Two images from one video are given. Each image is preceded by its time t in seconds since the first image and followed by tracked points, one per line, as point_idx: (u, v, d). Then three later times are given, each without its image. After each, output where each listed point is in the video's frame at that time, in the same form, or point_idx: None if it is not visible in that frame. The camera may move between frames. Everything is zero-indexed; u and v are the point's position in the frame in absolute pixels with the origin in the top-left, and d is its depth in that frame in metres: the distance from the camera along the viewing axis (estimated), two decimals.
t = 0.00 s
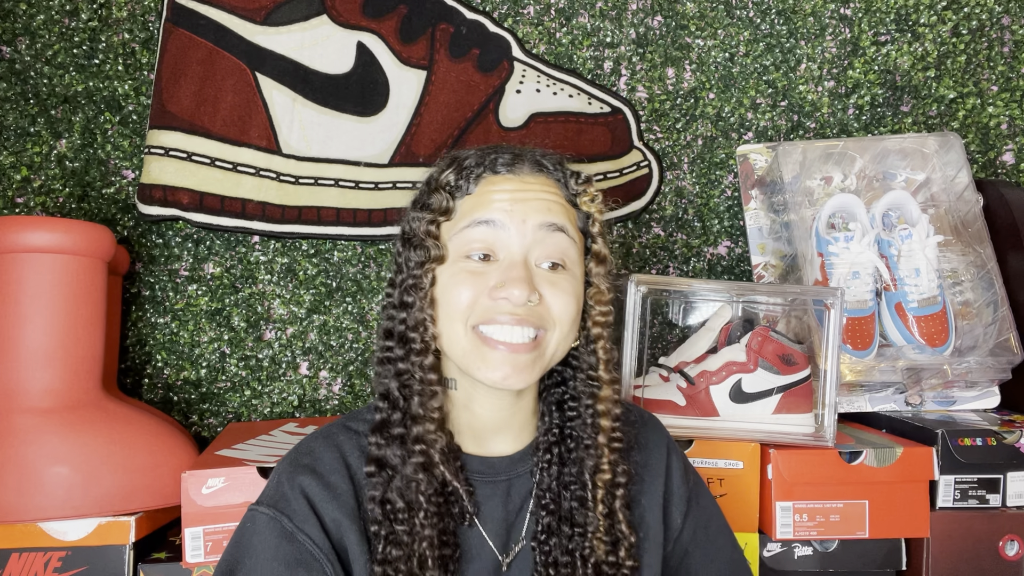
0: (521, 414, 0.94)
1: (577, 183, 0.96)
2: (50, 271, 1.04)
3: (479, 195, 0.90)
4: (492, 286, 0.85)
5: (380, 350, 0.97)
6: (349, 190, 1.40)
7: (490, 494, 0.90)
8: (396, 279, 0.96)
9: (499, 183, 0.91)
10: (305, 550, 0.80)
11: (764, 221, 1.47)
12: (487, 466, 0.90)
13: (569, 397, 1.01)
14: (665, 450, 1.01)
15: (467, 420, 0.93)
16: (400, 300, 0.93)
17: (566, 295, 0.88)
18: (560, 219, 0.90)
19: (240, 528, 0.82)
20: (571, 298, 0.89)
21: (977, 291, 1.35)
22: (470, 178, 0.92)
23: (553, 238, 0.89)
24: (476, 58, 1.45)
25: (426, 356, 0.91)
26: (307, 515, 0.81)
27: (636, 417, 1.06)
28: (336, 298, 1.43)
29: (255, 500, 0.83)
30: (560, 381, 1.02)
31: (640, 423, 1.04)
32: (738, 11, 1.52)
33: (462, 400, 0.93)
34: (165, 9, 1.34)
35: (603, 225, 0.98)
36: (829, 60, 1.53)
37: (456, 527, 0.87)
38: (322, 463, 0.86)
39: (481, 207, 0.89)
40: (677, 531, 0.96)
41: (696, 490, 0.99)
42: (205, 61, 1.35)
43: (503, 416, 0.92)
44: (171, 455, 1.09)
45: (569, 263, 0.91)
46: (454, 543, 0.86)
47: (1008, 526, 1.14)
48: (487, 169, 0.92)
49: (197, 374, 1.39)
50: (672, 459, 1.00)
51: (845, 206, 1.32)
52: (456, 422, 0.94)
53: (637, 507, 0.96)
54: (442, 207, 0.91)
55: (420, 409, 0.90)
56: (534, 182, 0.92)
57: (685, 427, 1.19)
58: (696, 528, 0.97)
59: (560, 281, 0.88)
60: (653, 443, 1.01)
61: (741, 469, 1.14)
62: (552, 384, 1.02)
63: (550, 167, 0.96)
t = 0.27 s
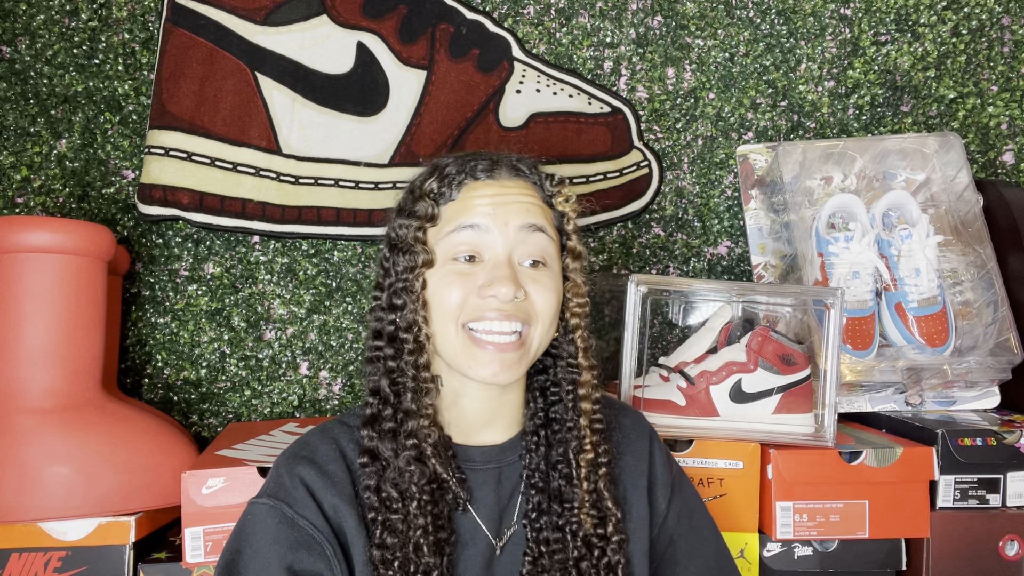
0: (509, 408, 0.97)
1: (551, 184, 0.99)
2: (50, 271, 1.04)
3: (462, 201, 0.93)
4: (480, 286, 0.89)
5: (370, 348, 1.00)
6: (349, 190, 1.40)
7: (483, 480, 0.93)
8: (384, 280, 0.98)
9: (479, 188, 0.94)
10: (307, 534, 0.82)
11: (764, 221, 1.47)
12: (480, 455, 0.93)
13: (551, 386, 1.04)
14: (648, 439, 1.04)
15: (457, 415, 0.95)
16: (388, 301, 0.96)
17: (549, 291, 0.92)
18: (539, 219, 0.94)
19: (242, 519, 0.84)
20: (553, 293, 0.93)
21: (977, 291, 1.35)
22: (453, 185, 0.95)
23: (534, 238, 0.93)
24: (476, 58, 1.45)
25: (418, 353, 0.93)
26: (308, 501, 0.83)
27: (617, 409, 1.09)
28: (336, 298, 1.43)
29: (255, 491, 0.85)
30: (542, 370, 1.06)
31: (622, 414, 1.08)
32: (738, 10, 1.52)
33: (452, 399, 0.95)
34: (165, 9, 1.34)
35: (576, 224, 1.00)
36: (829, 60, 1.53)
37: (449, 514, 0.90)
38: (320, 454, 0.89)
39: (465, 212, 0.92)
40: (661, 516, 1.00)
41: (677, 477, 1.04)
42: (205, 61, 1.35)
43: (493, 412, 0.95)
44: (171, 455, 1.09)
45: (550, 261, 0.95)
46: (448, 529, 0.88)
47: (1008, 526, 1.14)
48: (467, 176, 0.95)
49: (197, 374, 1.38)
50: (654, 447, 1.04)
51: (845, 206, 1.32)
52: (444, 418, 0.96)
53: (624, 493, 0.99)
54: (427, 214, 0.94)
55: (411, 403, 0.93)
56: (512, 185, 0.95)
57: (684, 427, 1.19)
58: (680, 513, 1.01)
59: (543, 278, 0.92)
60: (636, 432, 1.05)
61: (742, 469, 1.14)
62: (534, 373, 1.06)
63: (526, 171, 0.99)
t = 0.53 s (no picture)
0: (497, 399, 0.98)
1: (528, 176, 1.02)
2: (50, 271, 1.04)
3: (444, 194, 0.97)
4: (465, 270, 0.90)
5: (363, 347, 1.01)
6: (349, 190, 1.40)
7: (475, 472, 0.94)
8: (373, 279, 1.01)
9: (460, 181, 0.97)
10: (308, 524, 0.82)
11: (764, 221, 1.48)
12: (472, 448, 0.95)
13: (539, 380, 1.05)
14: (636, 432, 1.06)
15: (446, 407, 0.97)
16: (376, 297, 0.98)
17: (532, 276, 0.94)
18: (519, 207, 0.97)
19: (241, 515, 0.84)
20: (536, 278, 0.95)
21: (977, 291, 1.35)
22: (434, 179, 0.98)
23: (515, 225, 0.96)
24: (476, 58, 1.45)
25: (405, 341, 0.95)
26: (307, 492, 0.84)
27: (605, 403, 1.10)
28: (336, 298, 1.43)
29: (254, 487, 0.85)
30: (530, 365, 1.07)
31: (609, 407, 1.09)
32: (738, 10, 1.52)
33: (440, 387, 0.96)
34: (165, 9, 1.34)
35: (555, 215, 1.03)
36: (829, 60, 1.53)
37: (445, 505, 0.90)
38: (317, 448, 0.89)
39: (446, 202, 0.95)
40: (650, 508, 1.01)
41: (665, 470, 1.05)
42: (205, 61, 1.35)
43: (480, 398, 0.96)
44: (171, 454, 1.09)
45: (531, 248, 0.97)
46: (443, 518, 0.89)
47: (1008, 526, 1.14)
48: (447, 170, 0.99)
49: (197, 374, 1.39)
50: (642, 439, 1.06)
51: (845, 206, 1.32)
52: (434, 412, 0.97)
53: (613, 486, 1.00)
54: (410, 207, 0.96)
55: (400, 391, 0.94)
56: (492, 178, 0.98)
57: (684, 427, 1.19)
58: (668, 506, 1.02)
59: (526, 263, 0.94)
60: (624, 425, 1.06)
61: (742, 469, 1.14)
62: (522, 369, 1.07)
63: (505, 164, 1.02)
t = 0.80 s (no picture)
0: (496, 395, 0.98)
1: (523, 175, 1.02)
2: (51, 271, 1.04)
3: (439, 193, 0.97)
4: (461, 268, 0.91)
5: (362, 347, 1.01)
6: (349, 190, 1.40)
7: (475, 468, 0.94)
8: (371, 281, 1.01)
9: (455, 181, 0.98)
10: (310, 521, 0.82)
11: (764, 221, 1.48)
12: (471, 446, 0.95)
13: (537, 380, 1.05)
14: (632, 430, 1.06)
15: (445, 405, 0.97)
16: (374, 298, 0.98)
17: (528, 273, 0.94)
18: (513, 205, 0.97)
19: (243, 513, 0.84)
20: (532, 275, 0.95)
21: (977, 291, 1.35)
22: (430, 180, 0.98)
23: (510, 222, 0.96)
24: (476, 58, 1.45)
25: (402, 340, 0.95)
26: (309, 489, 0.83)
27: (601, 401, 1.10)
28: (336, 298, 1.43)
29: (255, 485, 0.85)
30: (529, 365, 1.07)
31: (604, 405, 1.09)
32: (738, 10, 1.52)
33: (439, 386, 0.97)
34: (165, 9, 1.34)
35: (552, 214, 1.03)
36: (829, 60, 1.53)
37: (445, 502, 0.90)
38: (318, 446, 0.89)
39: (441, 201, 0.95)
40: (647, 505, 1.01)
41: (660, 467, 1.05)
42: (205, 61, 1.35)
43: (479, 396, 0.96)
44: (171, 454, 1.09)
45: (527, 245, 0.97)
46: (443, 516, 0.89)
47: (1008, 526, 1.14)
48: (442, 171, 0.99)
49: (197, 374, 1.39)
50: (638, 437, 1.06)
51: (845, 206, 1.32)
52: (432, 410, 0.97)
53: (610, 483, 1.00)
54: (406, 208, 0.96)
55: (398, 389, 0.94)
56: (486, 177, 0.99)
57: (684, 427, 1.19)
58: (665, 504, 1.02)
59: (522, 260, 0.95)
60: (621, 423, 1.06)
61: (741, 469, 1.14)
62: (520, 369, 1.07)
63: (499, 165, 1.02)
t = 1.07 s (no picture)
0: (497, 396, 0.98)
1: (522, 176, 1.02)
2: (50, 271, 1.04)
3: (436, 195, 0.97)
4: (454, 270, 0.91)
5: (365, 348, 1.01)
6: (349, 190, 1.40)
7: (478, 469, 0.94)
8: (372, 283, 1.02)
9: (452, 182, 0.98)
10: (316, 519, 0.81)
11: (764, 221, 1.48)
12: (474, 446, 0.95)
13: (541, 383, 1.06)
14: (634, 432, 1.06)
15: (446, 406, 0.97)
16: (375, 299, 0.99)
17: (523, 274, 0.94)
18: (509, 206, 0.97)
19: (246, 511, 0.83)
20: (527, 276, 0.94)
21: (977, 291, 1.35)
22: (427, 182, 0.99)
23: (505, 223, 0.95)
24: (476, 58, 1.45)
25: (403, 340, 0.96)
26: (315, 487, 0.83)
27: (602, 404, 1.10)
28: (336, 298, 1.43)
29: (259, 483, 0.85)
30: (534, 368, 1.07)
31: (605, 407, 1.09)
32: (738, 10, 1.52)
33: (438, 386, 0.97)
34: (165, 9, 1.34)
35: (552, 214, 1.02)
36: (829, 60, 1.53)
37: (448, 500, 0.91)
38: (323, 444, 0.89)
39: (437, 203, 0.96)
40: (648, 507, 1.01)
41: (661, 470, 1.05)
42: (205, 61, 1.35)
43: (478, 396, 0.96)
44: (171, 454, 1.09)
45: (524, 246, 0.96)
46: (446, 514, 0.89)
47: (1008, 526, 1.14)
48: (441, 173, 1.00)
49: (197, 374, 1.39)
50: (640, 440, 1.06)
51: (845, 206, 1.32)
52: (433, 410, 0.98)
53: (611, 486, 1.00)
54: (404, 210, 0.98)
55: (401, 389, 0.95)
56: (484, 179, 0.99)
57: (684, 427, 1.19)
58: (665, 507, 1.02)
59: (517, 261, 0.94)
60: (621, 425, 1.06)
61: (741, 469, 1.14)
62: (526, 371, 1.08)
63: (498, 165, 1.02)
